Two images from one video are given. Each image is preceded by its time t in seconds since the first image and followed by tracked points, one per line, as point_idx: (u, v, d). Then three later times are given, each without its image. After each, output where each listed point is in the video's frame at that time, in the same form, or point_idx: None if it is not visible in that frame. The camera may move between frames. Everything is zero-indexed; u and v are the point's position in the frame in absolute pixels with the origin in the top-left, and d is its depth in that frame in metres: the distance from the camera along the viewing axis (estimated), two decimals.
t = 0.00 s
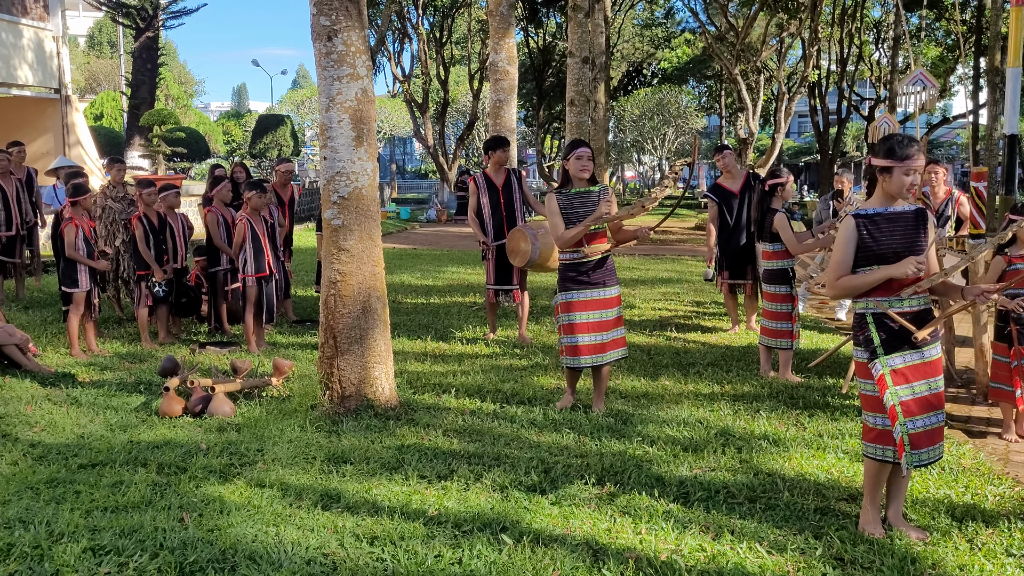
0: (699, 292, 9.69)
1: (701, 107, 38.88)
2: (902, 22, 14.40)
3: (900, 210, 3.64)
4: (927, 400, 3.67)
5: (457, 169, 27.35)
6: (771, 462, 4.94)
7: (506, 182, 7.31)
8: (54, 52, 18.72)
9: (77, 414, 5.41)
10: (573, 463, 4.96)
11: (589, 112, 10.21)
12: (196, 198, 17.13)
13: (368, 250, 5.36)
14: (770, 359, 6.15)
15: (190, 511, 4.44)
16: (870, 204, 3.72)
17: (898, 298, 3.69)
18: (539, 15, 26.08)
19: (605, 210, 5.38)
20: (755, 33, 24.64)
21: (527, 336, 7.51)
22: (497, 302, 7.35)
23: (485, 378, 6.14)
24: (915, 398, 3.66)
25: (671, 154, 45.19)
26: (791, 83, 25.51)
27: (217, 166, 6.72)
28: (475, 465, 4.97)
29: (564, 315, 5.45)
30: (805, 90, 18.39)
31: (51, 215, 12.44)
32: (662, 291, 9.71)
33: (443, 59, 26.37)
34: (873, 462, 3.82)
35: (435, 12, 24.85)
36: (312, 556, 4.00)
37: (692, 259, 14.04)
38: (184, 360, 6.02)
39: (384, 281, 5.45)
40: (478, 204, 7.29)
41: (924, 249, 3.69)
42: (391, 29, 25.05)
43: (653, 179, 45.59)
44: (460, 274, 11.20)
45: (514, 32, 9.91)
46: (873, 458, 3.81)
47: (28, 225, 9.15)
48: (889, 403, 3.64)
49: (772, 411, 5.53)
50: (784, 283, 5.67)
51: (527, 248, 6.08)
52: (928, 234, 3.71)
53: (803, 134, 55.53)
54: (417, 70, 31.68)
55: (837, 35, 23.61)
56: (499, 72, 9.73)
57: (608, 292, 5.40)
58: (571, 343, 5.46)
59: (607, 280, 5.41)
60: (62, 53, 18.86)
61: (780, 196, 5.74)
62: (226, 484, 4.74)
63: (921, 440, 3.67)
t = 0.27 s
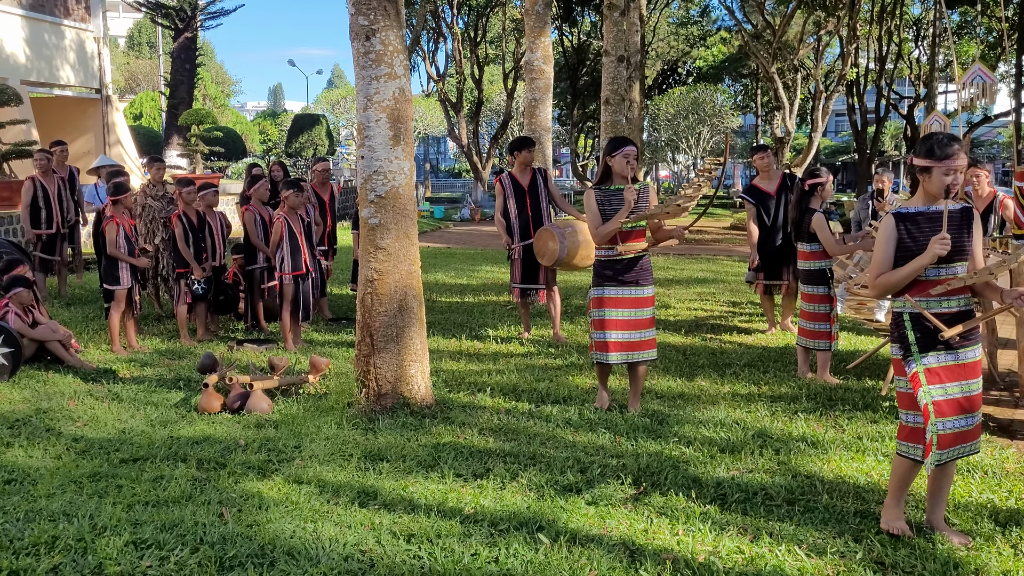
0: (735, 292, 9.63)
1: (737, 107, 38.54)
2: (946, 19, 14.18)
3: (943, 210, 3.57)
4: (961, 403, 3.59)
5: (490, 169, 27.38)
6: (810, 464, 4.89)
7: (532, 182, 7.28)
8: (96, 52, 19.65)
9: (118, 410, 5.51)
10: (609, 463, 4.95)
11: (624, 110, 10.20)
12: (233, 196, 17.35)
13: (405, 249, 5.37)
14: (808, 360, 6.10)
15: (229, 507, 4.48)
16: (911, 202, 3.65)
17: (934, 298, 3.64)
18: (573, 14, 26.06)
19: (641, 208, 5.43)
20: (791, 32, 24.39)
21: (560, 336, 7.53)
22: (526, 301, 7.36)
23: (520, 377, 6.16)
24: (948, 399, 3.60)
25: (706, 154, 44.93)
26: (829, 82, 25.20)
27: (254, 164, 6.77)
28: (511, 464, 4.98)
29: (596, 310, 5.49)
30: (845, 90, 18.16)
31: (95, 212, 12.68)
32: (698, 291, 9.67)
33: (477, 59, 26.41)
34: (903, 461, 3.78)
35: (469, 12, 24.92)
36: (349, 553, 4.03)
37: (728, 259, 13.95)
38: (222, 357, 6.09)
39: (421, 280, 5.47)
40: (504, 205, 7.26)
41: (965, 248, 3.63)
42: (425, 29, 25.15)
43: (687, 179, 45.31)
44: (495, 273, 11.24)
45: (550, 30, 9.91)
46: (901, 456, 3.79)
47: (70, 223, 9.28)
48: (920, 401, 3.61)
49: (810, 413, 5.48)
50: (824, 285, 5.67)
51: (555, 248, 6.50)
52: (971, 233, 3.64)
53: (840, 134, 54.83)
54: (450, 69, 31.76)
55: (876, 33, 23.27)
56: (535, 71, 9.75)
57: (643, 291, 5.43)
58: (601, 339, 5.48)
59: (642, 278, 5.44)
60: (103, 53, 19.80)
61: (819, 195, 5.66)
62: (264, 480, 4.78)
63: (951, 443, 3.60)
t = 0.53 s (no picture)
0: (771, 293, 9.56)
1: (772, 106, 38.19)
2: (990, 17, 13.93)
3: (972, 209, 3.53)
4: (979, 409, 3.54)
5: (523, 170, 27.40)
6: (850, 468, 4.83)
7: (561, 182, 7.21)
8: (135, 54, 20.92)
9: (158, 407, 5.60)
10: (645, 464, 4.93)
11: (659, 110, 10.18)
12: (270, 197, 17.55)
13: (441, 249, 5.39)
14: (846, 363, 6.04)
15: (267, 504, 4.53)
16: (940, 201, 3.61)
17: (958, 301, 3.57)
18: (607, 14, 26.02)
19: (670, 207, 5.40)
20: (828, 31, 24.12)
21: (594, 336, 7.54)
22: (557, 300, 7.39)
23: (555, 378, 6.17)
24: (966, 404, 3.54)
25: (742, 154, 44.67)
26: (866, 81, 24.88)
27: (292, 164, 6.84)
28: (546, 464, 4.98)
29: (615, 308, 5.46)
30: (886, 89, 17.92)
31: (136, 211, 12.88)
32: (733, 292, 9.62)
33: (510, 60, 26.45)
34: (910, 464, 3.73)
35: (502, 12, 24.96)
36: (386, 551, 4.04)
37: (765, 260, 13.85)
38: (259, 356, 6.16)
39: (456, 280, 5.48)
40: (531, 204, 7.17)
41: (994, 252, 3.57)
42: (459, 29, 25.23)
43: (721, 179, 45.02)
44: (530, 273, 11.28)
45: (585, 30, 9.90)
46: (912, 460, 3.73)
47: (110, 221, 9.35)
48: (938, 406, 3.53)
49: (848, 416, 5.42)
50: (862, 286, 5.67)
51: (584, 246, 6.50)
52: (1000, 236, 3.59)
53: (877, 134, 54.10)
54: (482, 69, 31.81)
55: (915, 31, 22.92)
56: (571, 71, 9.76)
57: (666, 292, 5.36)
58: (618, 338, 5.43)
59: (667, 281, 5.37)
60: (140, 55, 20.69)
61: (859, 195, 5.59)
62: (301, 478, 4.82)
63: (964, 448, 3.55)
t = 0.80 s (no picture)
0: (809, 296, 9.49)
1: (810, 107, 37.78)
2: None
3: (998, 208, 3.47)
4: (1008, 411, 3.43)
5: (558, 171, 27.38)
6: (892, 473, 4.77)
7: (595, 184, 7.29)
8: (175, 57, 21.68)
9: (199, 406, 5.68)
10: (683, 468, 4.91)
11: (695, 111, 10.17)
12: (306, 198, 17.71)
13: (478, 250, 5.40)
14: (887, 366, 5.97)
15: (307, 503, 4.56)
16: (965, 200, 3.57)
17: (981, 300, 3.49)
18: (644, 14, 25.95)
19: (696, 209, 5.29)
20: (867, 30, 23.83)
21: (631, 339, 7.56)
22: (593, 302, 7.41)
23: (592, 381, 6.19)
24: (992, 406, 3.44)
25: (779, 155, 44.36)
26: (906, 82, 24.51)
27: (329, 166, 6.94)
28: (584, 466, 4.98)
29: (638, 310, 5.37)
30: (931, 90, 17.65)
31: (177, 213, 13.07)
32: (771, 295, 9.58)
33: (546, 61, 26.45)
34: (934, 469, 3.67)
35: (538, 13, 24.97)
36: (424, 551, 4.05)
37: (802, 263, 13.74)
38: (298, 356, 6.26)
39: (493, 281, 5.50)
40: (567, 206, 7.28)
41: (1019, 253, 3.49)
42: (495, 31, 25.30)
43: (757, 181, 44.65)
44: (566, 275, 11.31)
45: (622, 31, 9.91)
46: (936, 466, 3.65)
47: (152, 222, 9.57)
48: (959, 408, 3.46)
49: (890, 420, 5.36)
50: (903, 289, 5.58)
51: (619, 248, 5.86)
52: None
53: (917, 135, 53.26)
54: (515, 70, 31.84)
55: (957, 31, 22.53)
56: (607, 73, 9.78)
57: (688, 295, 5.24)
58: (640, 341, 5.33)
59: (689, 283, 5.25)
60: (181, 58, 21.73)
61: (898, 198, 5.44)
62: (340, 477, 4.85)
63: (993, 452, 3.44)
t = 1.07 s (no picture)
0: (848, 300, 9.40)
1: (848, 109, 37.32)
2: None
3: None
4: None
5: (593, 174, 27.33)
6: (933, 479, 4.71)
7: (631, 187, 7.31)
8: (213, 60, 22.02)
9: (237, 405, 5.75)
10: (720, 472, 4.89)
11: (730, 113, 10.12)
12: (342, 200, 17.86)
13: (515, 252, 5.41)
14: (928, 372, 5.89)
15: (345, 502, 4.59)
16: (1007, 205, 3.52)
17: None
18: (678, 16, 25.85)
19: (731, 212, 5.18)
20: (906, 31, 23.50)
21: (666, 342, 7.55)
22: (630, 305, 7.41)
23: (627, 383, 6.20)
24: None
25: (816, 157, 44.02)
26: (946, 83, 24.14)
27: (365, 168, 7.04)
28: (621, 469, 4.96)
29: (670, 313, 5.33)
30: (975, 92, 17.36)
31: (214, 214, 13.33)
32: (808, 298, 9.51)
33: (580, 63, 26.43)
34: (978, 481, 3.61)
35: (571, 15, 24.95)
36: (461, 552, 4.07)
37: (839, 266, 13.61)
38: (335, 356, 6.34)
39: (530, 283, 5.51)
40: (603, 211, 7.27)
41: None
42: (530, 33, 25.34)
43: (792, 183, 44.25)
44: (601, 278, 11.32)
45: (656, 32, 9.90)
46: (982, 478, 3.59)
47: (190, 224, 9.67)
48: (1009, 418, 3.41)
49: (931, 426, 5.30)
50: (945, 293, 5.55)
51: (656, 250, 5.82)
52: None
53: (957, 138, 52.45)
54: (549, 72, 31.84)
55: (999, 31, 22.13)
56: (643, 75, 9.78)
57: (720, 297, 5.20)
58: (674, 343, 5.31)
59: (721, 285, 5.20)
60: (218, 61, 22.08)
61: (940, 201, 5.53)
62: (377, 477, 4.88)
63: None
